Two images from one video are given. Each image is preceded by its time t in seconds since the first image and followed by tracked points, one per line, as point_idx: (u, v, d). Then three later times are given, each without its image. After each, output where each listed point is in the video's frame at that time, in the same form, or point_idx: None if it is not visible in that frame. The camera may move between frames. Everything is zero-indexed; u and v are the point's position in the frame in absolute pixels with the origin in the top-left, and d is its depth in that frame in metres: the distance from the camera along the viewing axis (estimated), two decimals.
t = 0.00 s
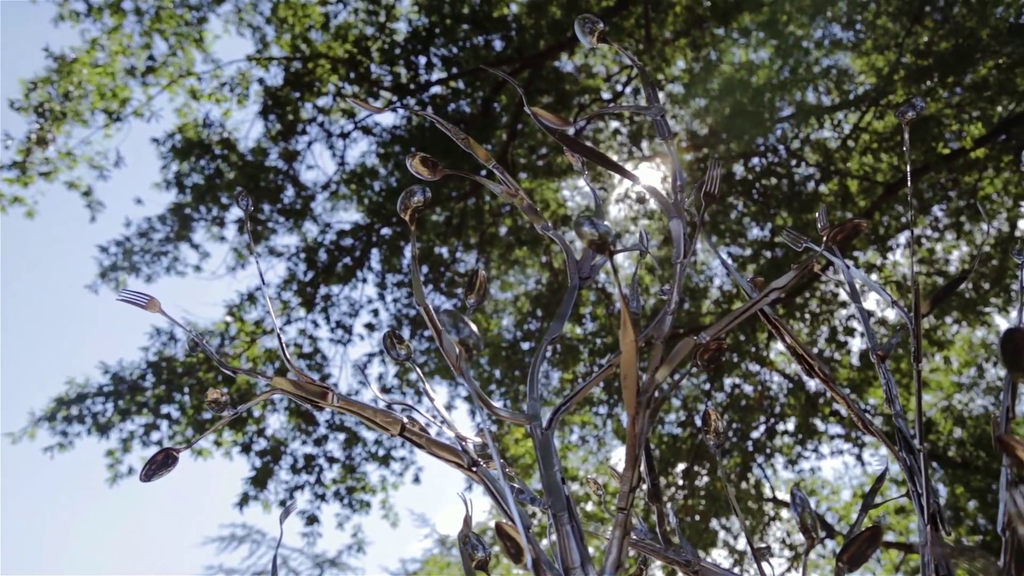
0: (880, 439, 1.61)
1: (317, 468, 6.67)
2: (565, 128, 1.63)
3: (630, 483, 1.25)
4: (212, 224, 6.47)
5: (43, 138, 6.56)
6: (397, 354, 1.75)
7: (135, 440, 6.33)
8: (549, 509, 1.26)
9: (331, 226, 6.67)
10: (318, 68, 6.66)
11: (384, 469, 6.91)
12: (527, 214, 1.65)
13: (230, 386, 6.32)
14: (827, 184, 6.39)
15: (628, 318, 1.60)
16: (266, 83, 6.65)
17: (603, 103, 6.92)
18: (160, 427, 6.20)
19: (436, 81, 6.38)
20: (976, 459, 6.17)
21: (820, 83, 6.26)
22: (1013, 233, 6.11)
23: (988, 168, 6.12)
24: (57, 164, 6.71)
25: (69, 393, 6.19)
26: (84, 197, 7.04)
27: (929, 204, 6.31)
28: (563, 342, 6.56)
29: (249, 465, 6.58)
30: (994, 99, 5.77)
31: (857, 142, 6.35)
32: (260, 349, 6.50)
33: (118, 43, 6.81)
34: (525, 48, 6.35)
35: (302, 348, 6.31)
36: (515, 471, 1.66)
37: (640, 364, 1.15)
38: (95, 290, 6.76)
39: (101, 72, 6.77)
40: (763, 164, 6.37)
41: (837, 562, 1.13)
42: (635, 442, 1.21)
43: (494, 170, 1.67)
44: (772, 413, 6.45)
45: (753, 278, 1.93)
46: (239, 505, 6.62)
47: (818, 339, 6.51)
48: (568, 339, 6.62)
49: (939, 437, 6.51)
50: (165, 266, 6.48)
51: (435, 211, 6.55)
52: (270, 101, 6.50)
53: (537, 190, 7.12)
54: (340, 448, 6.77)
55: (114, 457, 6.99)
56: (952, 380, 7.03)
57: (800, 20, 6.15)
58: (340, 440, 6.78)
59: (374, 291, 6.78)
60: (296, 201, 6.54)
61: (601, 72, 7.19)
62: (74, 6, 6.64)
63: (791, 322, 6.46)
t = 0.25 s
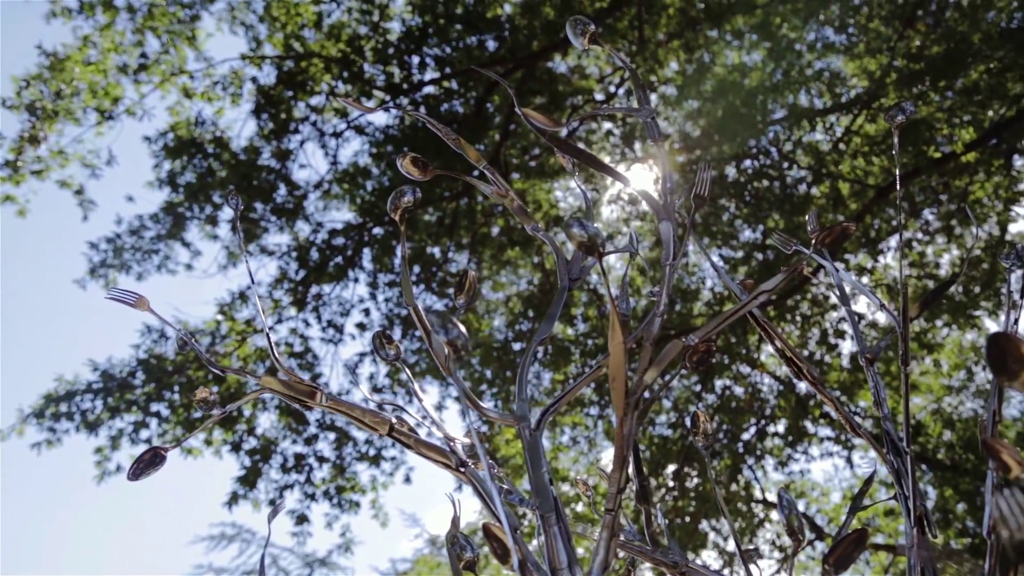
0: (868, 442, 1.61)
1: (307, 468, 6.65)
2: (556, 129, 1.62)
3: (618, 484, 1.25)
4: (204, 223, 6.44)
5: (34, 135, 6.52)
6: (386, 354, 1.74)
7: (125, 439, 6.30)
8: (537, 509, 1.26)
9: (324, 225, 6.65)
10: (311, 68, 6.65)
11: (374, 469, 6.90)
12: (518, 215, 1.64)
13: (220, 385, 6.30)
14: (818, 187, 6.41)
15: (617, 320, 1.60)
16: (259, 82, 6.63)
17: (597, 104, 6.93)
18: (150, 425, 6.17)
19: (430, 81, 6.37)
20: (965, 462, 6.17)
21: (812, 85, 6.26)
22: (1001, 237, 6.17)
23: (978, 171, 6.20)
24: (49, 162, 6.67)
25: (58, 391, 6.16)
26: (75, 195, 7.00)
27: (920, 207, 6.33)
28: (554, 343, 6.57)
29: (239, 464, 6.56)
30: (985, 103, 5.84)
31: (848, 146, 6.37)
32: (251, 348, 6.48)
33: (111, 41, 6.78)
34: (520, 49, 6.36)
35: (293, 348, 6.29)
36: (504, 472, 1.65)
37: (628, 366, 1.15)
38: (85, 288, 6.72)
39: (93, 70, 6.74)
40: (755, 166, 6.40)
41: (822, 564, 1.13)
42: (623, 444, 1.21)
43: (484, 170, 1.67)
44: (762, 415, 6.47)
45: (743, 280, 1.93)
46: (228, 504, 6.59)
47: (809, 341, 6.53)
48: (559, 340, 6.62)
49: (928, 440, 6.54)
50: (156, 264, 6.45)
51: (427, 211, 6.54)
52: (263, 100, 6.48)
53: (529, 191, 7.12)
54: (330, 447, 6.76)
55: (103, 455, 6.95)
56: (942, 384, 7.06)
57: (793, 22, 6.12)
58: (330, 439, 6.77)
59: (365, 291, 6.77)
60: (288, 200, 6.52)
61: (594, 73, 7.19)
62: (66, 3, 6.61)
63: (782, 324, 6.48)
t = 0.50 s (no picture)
0: (856, 444, 1.61)
1: (296, 467, 6.63)
2: (545, 130, 1.62)
3: (605, 485, 1.25)
4: (195, 221, 6.41)
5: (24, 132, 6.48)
6: (375, 354, 1.74)
7: (113, 436, 6.27)
8: (523, 510, 1.26)
9: (315, 224, 6.63)
10: (304, 66, 6.63)
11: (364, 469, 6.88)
12: (508, 216, 1.64)
13: (210, 383, 6.27)
14: (809, 190, 6.43)
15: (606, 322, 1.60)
16: (252, 80, 6.61)
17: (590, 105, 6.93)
18: (139, 423, 6.14)
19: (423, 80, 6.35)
20: (953, 465, 6.17)
21: (805, 88, 6.30)
22: (991, 241, 6.19)
23: (969, 175, 6.19)
24: (39, 159, 6.63)
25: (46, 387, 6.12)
26: (66, 192, 6.96)
27: (911, 211, 6.35)
28: (544, 344, 6.57)
29: (228, 463, 6.54)
30: (976, 107, 5.81)
31: (840, 149, 6.39)
32: (241, 347, 6.46)
33: (103, 38, 6.75)
34: (512, 49, 6.32)
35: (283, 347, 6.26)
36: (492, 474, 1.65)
37: (616, 368, 1.14)
38: (75, 285, 6.68)
39: (84, 67, 6.70)
40: (747, 169, 6.43)
41: (808, 567, 1.13)
42: (610, 446, 1.21)
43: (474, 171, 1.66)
44: (752, 417, 6.48)
45: (733, 283, 1.93)
46: (217, 503, 6.57)
47: (799, 343, 6.55)
48: (550, 341, 6.63)
49: (917, 443, 6.56)
50: (146, 262, 6.42)
51: (419, 210, 6.53)
52: (255, 98, 6.46)
53: (521, 191, 7.12)
54: (320, 447, 6.74)
55: (91, 452, 6.91)
56: (932, 387, 7.08)
57: (785, 25, 6.10)
58: (320, 439, 6.74)
59: (357, 290, 6.75)
60: (280, 199, 6.50)
61: (588, 74, 7.18)
62: None
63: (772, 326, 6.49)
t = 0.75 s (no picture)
0: (843, 447, 1.62)
1: (285, 466, 6.60)
2: (534, 131, 1.61)
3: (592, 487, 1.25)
4: (185, 219, 6.38)
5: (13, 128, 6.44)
6: (363, 354, 1.73)
7: (101, 434, 6.23)
8: (510, 512, 1.25)
9: (306, 223, 6.62)
10: (296, 65, 6.61)
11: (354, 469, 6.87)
12: (497, 218, 1.63)
13: (199, 382, 6.24)
14: (800, 193, 6.45)
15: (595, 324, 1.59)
16: (243, 78, 6.59)
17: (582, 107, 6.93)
18: (127, 421, 6.10)
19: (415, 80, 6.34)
20: (941, 468, 6.19)
21: (796, 91, 6.33)
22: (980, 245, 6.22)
23: (959, 180, 6.21)
24: (28, 155, 6.60)
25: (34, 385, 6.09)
26: (55, 189, 6.92)
27: (901, 215, 6.38)
28: (535, 345, 6.58)
29: (217, 461, 6.51)
30: (966, 112, 5.87)
31: (830, 152, 6.41)
32: (231, 345, 6.43)
33: (94, 35, 6.72)
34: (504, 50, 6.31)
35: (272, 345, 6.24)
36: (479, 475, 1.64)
37: (602, 370, 1.14)
38: (64, 282, 6.65)
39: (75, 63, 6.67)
40: (739, 171, 6.48)
41: (794, 568, 1.13)
42: (597, 447, 1.20)
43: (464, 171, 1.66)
44: (742, 419, 6.49)
45: (721, 286, 1.93)
46: (205, 502, 6.54)
47: (789, 346, 6.57)
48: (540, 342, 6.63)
49: (905, 446, 6.59)
50: (136, 259, 6.39)
51: (410, 210, 6.52)
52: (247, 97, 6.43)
53: (512, 192, 7.12)
54: (309, 446, 6.71)
55: (79, 450, 6.88)
56: (920, 390, 7.11)
57: (778, 28, 6.11)
58: (310, 438, 6.72)
59: (347, 290, 6.74)
60: (271, 197, 6.48)
61: (580, 75, 7.18)
62: None
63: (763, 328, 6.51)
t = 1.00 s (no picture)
0: (830, 449, 1.62)
1: (274, 465, 6.58)
2: (524, 131, 1.60)
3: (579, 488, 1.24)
4: (176, 217, 6.35)
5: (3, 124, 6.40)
6: (351, 354, 1.73)
7: (89, 432, 6.20)
8: (497, 512, 1.25)
9: (297, 222, 6.60)
10: (288, 64, 6.59)
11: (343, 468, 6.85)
12: (486, 218, 1.62)
13: (189, 380, 6.21)
14: (791, 196, 6.47)
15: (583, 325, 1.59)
16: (235, 76, 6.56)
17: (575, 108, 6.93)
18: (115, 419, 6.07)
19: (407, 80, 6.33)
20: (929, 471, 6.22)
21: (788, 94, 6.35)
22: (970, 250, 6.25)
23: (949, 184, 6.24)
24: (17, 151, 6.56)
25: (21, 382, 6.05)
26: (45, 185, 6.88)
27: (891, 218, 6.41)
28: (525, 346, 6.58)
29: (206, 460, 6.48)
30: (956, 116, 5.89)
31: (822, 156, 6.44)
32: (221, 344, 6.41)
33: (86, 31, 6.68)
34: (497, 50, 6.30)
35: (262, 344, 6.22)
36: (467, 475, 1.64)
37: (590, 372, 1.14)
38: (53, 279, 6.61)
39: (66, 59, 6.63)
40: (730, 174, 6.51)
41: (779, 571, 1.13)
42: (585, 449, 1.20)
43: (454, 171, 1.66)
44: (732, 421, 6.50)
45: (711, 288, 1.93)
46: (194, 501, 6.52)
47: (779, 348, 6.58)
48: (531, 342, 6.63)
49: (894, 449, 6.62)
50: (126, 257, 6.35)
51: (402, 209, 6.50)
52: (239, 95, 6.41)
53: (504, 193, 7.11)
54: (299, 445, 6.69)
55: (67, 448, 6.84)
56: (909, 394, 7.14)
57: (770, 31, 6.14)
58: (299, 437, 6.70)
59: (338, 289, 6.72)
60: (262, 195, 6.46)
61: (573, 77, 7.18)
62: None
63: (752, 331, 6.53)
